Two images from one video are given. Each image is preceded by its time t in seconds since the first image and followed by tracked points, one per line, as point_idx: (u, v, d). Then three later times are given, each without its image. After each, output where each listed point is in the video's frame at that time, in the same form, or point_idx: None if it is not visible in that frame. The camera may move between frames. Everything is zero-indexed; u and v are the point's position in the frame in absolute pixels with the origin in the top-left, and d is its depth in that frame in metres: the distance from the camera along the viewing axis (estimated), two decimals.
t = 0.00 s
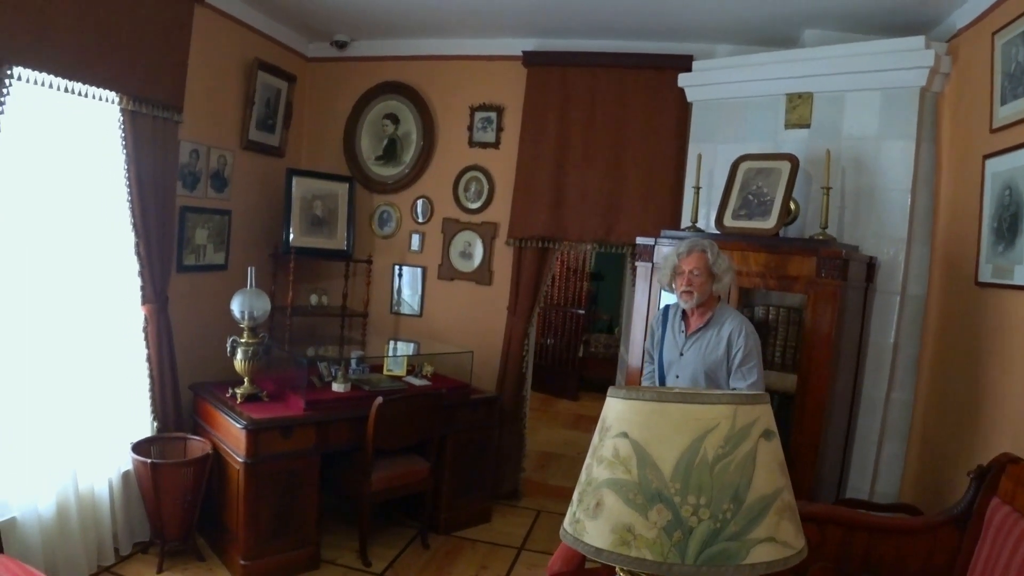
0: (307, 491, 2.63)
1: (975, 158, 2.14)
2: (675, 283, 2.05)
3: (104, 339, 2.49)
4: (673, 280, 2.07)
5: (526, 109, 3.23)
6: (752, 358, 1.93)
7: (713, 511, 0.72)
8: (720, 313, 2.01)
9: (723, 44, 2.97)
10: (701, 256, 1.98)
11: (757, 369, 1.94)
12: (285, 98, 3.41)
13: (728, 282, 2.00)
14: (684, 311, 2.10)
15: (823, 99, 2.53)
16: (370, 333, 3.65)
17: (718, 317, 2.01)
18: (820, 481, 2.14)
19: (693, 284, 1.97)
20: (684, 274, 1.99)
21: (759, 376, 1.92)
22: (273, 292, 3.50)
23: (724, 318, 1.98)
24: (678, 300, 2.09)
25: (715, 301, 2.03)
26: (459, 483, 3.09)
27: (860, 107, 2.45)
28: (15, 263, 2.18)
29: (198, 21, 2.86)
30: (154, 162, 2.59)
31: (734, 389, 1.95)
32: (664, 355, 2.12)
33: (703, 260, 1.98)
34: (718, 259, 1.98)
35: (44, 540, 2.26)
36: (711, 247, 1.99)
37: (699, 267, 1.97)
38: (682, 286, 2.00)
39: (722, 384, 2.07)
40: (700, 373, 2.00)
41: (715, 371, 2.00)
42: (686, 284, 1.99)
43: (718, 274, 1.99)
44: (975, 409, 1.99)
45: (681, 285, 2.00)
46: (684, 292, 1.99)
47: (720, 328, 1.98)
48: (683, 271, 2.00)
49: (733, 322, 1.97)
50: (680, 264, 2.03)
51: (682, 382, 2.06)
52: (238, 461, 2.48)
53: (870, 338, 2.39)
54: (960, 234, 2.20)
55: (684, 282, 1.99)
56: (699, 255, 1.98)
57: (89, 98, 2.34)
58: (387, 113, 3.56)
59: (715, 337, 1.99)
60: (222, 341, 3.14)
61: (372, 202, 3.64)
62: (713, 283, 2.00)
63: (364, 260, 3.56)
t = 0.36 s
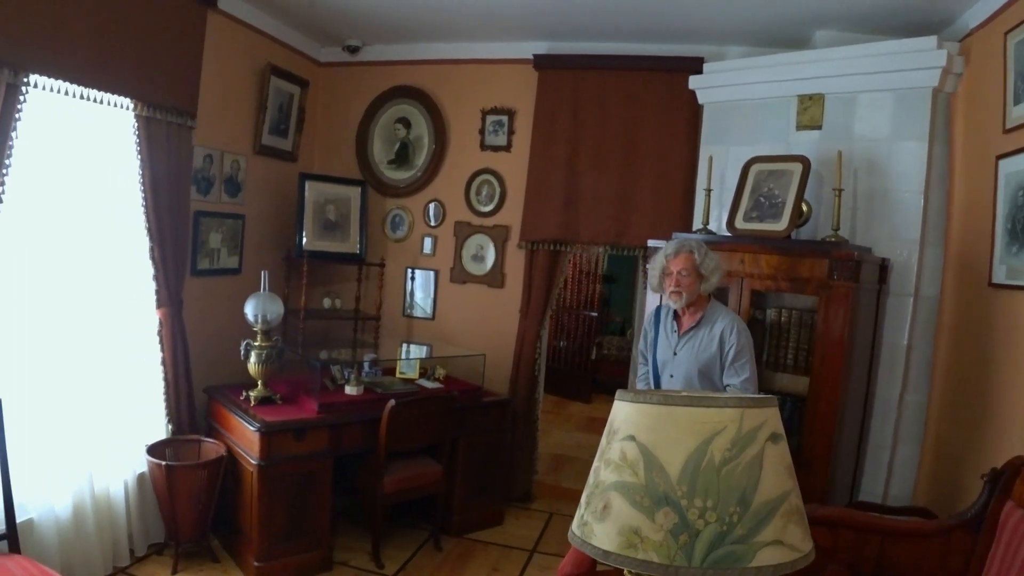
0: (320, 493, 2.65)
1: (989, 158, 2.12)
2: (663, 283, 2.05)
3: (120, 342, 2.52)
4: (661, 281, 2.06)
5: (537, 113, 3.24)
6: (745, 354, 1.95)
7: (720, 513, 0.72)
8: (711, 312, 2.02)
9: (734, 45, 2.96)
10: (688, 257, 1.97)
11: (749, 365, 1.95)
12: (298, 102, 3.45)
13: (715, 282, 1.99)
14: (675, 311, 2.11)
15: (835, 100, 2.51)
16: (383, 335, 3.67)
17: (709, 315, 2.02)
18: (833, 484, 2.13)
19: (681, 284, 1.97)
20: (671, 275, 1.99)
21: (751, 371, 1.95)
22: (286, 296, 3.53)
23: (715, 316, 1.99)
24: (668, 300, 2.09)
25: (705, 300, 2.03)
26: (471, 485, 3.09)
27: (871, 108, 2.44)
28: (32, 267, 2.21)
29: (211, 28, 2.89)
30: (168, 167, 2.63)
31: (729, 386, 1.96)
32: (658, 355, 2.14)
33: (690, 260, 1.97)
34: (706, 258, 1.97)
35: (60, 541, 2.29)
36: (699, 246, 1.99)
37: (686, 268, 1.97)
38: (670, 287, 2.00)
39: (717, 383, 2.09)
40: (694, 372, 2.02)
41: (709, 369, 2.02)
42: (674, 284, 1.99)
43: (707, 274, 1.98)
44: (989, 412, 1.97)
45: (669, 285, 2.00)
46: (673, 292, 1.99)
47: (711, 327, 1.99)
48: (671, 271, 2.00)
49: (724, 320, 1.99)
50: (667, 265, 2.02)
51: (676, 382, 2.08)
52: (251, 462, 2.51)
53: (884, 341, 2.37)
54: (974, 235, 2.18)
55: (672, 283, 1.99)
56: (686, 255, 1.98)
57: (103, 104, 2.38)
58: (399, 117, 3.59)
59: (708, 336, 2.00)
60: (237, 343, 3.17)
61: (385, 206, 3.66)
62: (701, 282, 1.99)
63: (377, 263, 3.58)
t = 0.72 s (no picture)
0: (335, 491, 2.67)
1: (1004, 152, 2.09)
2: (659, 280, 2.10)
3: (138, 343, 2.56)
4: (657, 277, 2.11)
5: (549, 113, 3.25)
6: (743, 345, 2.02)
7: (721, 505, 0.73)
8: (707, 307, 2.08)
9: (745, 43, 2.95)
10: (684, 252, 2.03)
11: (748, 356, 2.02)
12: (312, 105, 3.48)
13: (710, 277, 2.07)
14: (671, 307, 2.16)
15: (848, 95, 2.49)
16: (399, 335, 3.70)
17: (705, 310, 2.08)
18: (848, 483, 2.11)
19: (678, 278, 2.02)
20: (668, 270, 2.04)
21: (750, 362, 2.01)
22: (302, 296, 3.57)
23: (712, 310, 2.05)
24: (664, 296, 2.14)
25: (700, 295, 2.09)
26: (486, 484, 3.11)
27: (885, 103, 2.41)
28: (53, 269, 2.25)
29: (226, 33, 2.94)
30: (184, 170, 2.67)
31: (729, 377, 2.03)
32: (656, 352, 2.18)
33: (686, 255, 2.04)
34: (701, 253, 2.05)
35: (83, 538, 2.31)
36: (693, 242, 2.06)
37: (683, 263, 2.03)
38: (667, 282, 2.05)
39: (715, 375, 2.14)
40: (695, 365, 2.07)
41: (709, 362, 2.08)
42: (671, 279, 2.04)
43: (702, 269, 2.06)
44: (1006, 409, 1.94)
45: (666, 280, 2.05)
46: (670, 287, 2.04)
47: (709, 321, 2.05)
48: (667, 267, 2.06)
49: (721, 314, 2.05)
50: (663, 261, 2.08)
51: (677, 377, 2.12)
52: (268, 461, 2.54)
53: (899, 338, 2.35)
54: (989, 230, 2.15)
55: (669, 278, 2.05)
56: (682, 251, 2.04)
57: (120, 109, 2.42)
58: (413, 118, 3.61)
59: (706, 330, 2.06)
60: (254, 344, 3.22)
61: (399, 207, 3.69)
62: (696, 277, 2.06)
63: (392, 264, 3.61)
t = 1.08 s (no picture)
0: (351, 489, 2.71)
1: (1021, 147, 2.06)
2: (661, 281, 2.11)
3: (159, 342, 2.62)
4: (658, 278, 2.13)
5: (563, 112, 3.26)
6: (750, 337, 2.03)
7: (716, 500, 0.73)
8: (711, 304, 2.09)
9: (760, 39, 2.93)
10: (680, 252, 2.04)
11: (755, 347, 2.03)
12: (329, 107, 3.53)
13: (709, 273, 2.07)
14: (676, 307, 2.17)
15: (863, 91, 2.46)
16: (416, 334, 3.73)
17: (709, 308, 2.09)
18: (864, 481, 2.09)
19: (678, 278, 2.03)
20: (668, 271, 2.05)
21: (758, 352, 2.03)
22: (321, 297, 3.62)
23: (716, 307, 2.06)
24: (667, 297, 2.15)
25: (703, 293, 2.10)
26: (502, 482, 3.12)
27: (900, 99, 2.39)
28: (76, 270, 2.31)
29: (244, 37, 2.99)
30: (203, 173, 2.72)
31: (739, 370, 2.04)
32: (664, 354, 2.19)
33: (683, 255, 2.05)
34: (699, 252, 2.05)
35: (105, 533, 2.37)
36: (689, 241, 2.07)
37: (681, 262, 2.04)
38: (668, 284, 2.06)
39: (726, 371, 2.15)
40: (705, 362, 2.07)
41: (718, 357, 2.09)
42: (671, 280, 2.05)
43: (700, 266, 2.06)
44: None
45: (666, 281, 2.06)
46: (671, 287, 2.05)
47: (715, 317, 2.06)
48: (667, 268, 2.07)
49: (726, 309, 2.06)
50: (661, 262, 2.09)
51: (688, 375, 2.13)
52: (285, 458, 2.58)
53: (916, 336, 2.32)
54: (1007, 226, 2.11)
55: (669, 279, 2.06)
56: (679, 251, 2.05)
57: (140, 114, 2.48)
58: (428, 119, 3.64)
59: (712, 326, 2.07)
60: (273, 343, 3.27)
61: (416, 207, 3.72)
62: (697, 275, 2.07)
63: (409, 264, 3.64)
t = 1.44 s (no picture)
0: (369, 486, 2.74)
1: None
2: (684, 274, 2.12)
3: (183, 341, 2.68)
4: (682, 272, 2.14)
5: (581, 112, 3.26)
6: (770, 338, 2.01)
7: (711, 495, 0.74)
8: (733, 302, 2.08)
9: (778, 36, 2.90)
10: (705, 245, 2.05)
11: (776, 349, 2.02)
12: (349, 110, 3.57)
13: (733, 269, 2.06)
14: (698, 303, 2.17)
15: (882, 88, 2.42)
16: (436, 334, 3.76)
17: (731, 305, 2.08)
18: (883, 482, 2.06)
19: (700, 271, 2.04)
20: (690, 264, 2.07)
21: (778, 354, 2.01)
22: (341, 297, 3.66)
23: (738, 305, 2.05)
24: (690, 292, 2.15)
25: (726, 289, 2.09)
26: (519, 481, 3.13)
27: (919, 94, 2.35)
28: (101, 271, 2.37)
29: (264, 42, 3.04)
30: (225, 175, 2.78)
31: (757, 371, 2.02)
32: (684, 350, 2.18)
33: (707, 248, 2.05)
34: (723, 247, 2.06)
35: (128, 527, 2.43)
36: (714, 236, 2.08)
37: (704, 256, 2.05)
38: (689, 276, 2.07)
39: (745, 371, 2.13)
40: (723, 361, 2.06)
41: (737, 357, 2.07)
42: (694, 272, 2.06)
43: (724, 261, 2.06)
44: None
45: (689, 274, 2.07)
46: (693, 280, 2.06)
47: (736, 316, 2.05)
48: (690, 261, 2.08)
49: (748, 308, 2.04)
50: (686, 255, 2.10)
51: (706, 373, 2.12)
52: (305, 455, 2.62)
53: (937, 335, 2.28)
54: None
55: (692, 272, 2.07)
56: (704, 244, 2.06)
57: (163, 118, 2.53)
58: (447, 120, 3.66)
59: (733, 325, 2.06)
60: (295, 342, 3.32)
61: (435, 208, 3.74)
62: (720, 271, 2.06)
63: (429, 264, 3.67)
